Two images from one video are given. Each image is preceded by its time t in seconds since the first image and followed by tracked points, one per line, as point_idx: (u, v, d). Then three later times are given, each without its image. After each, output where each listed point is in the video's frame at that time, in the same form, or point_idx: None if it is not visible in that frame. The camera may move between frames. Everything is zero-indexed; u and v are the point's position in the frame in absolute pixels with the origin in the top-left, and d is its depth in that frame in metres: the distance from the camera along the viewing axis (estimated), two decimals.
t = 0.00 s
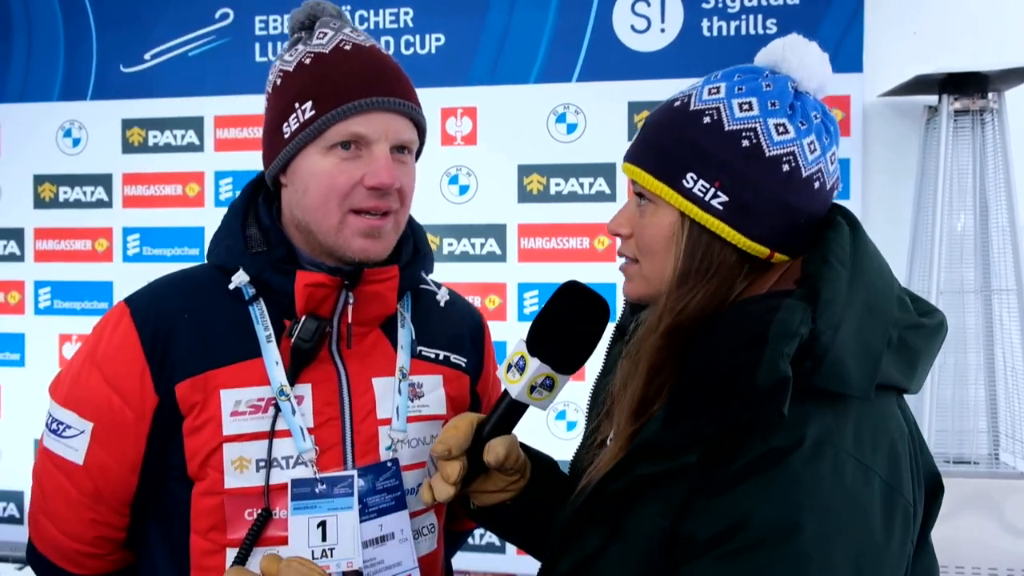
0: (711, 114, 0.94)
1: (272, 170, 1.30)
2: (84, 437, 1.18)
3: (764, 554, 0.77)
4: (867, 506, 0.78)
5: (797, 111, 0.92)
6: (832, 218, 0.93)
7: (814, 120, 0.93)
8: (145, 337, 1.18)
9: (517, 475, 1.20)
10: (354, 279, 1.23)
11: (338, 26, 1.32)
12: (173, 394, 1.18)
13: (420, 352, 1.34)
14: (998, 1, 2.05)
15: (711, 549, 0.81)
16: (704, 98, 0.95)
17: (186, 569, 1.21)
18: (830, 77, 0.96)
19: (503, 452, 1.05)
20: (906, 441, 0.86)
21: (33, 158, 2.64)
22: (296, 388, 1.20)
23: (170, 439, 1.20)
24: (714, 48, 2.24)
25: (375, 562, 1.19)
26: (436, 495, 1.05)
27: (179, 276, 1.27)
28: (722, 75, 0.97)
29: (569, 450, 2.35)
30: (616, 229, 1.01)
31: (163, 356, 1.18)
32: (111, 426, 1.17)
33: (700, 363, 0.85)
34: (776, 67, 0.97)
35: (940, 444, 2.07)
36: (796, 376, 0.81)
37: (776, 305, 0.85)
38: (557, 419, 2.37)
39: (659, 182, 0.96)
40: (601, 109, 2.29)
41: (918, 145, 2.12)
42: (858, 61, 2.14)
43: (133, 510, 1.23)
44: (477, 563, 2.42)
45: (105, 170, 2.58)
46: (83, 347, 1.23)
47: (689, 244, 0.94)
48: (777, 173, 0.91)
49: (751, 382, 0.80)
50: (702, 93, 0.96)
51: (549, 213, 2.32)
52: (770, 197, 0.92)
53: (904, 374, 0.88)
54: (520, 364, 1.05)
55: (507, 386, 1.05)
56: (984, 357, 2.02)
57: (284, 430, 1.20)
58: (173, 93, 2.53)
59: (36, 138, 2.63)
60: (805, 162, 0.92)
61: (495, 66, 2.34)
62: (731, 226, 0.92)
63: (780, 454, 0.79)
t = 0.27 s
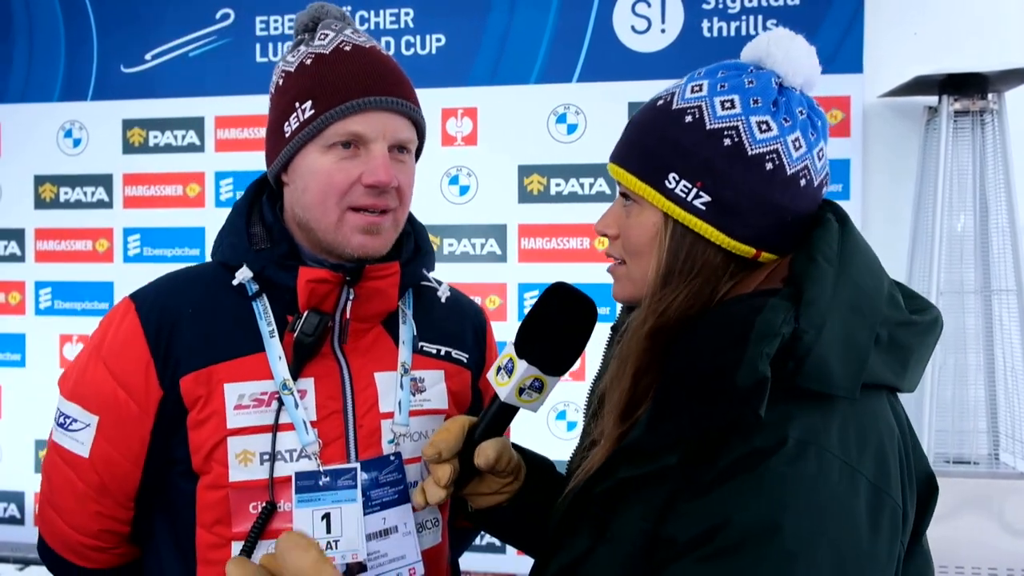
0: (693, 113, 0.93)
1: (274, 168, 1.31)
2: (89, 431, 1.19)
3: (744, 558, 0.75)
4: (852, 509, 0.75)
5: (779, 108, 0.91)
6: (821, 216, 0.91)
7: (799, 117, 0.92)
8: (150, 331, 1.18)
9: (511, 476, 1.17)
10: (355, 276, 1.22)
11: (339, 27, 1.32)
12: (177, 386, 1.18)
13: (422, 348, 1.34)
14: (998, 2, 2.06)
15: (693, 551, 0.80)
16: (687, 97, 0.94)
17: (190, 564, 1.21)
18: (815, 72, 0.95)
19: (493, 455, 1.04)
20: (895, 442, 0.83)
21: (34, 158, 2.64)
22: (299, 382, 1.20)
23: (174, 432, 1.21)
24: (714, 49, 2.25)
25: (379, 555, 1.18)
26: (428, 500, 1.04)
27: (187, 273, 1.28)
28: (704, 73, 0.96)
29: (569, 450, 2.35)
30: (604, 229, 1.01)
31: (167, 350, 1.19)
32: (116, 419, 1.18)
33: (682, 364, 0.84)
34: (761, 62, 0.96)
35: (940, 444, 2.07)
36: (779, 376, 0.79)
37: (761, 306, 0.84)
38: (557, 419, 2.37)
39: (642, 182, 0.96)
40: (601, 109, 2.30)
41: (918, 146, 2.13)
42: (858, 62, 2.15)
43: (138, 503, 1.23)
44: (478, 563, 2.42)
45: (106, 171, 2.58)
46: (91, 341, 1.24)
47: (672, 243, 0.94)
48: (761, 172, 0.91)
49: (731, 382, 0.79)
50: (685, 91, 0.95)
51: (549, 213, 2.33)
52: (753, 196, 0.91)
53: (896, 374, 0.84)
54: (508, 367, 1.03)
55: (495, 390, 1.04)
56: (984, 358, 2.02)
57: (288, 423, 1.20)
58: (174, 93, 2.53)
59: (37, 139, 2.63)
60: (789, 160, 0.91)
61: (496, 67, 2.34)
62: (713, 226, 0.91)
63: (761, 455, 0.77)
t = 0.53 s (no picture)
0: (697, 107, 0.93)
1: (265, 169, 1.30)
2: (79, 420, 1.19)
3: (732, 552, 0.74)
4: (843, 503, 0.74)
5: (784, 105, 0.91)
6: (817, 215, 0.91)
7: (803, 115, 0.92)
8: (142, 325, 1.18)
9: (503, 474, 1.17)
10: (350, 267, 1.23)
11: (329, 29, 1.32)
12: (170, 379, 1.18)
13: (418, 342, 1.33)
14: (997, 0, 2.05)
15: (682, 547, 0.79)
16: (692, 91, 0.94)
17: (185, 562, 1.20)
18: (820, 72, 0.95)
19: (484, 452, 1.00)
20: (888, 439, 0.82)
21: (33, 160, 2.64)
22: (294, 374, 1.20)
23: (166, 427, 1.20)
24: (713, 48, 2.25)
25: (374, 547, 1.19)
26: (420, 497, 0.99)
27: (183, 268, 1.27)
28: (710, 69, 0.96)
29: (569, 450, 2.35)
30: (604, 224, 1.01)
31: (158, 343, 1.18)
32: (105, 410, 1.17)
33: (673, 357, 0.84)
34: (766, 60, 0.96)
35: (940, 443, 2.06)
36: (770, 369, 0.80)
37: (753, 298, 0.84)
38: (557, 419, 2.36)
39: (643, 174, 0.96)
40: (600, 108, 2.30)
41: (917, 145, 2.13)
42: (857, 61, 2.15)
43: (126, 494, 1.23)
44: (477, 563, 2.41)
45: (105, 172, 2.58)
46: (84, 333, 1.23)
47: (672, 237, 0.94)
48: (764, 167, 0.91)
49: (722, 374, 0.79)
50: (691, 87, 0.95)
51: (548, 212, 2.33)
52: (756, 192, 0.91)
53: (889, 370, 0.84)
54: (500, 364, 1.02)
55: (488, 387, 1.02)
56: (984, 357, 2.02)
57: (283, 415, 1.20)
58: (174, 94, 2.53)
59: (37, 140, 2.63)
60: (793, 156, 0.91)
61: (495, 67, 2.35)
62: (714, 219, 0.91)
63: (753, 448, 0.77)
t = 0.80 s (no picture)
0: (701, 101, 0.94)
1: (262, 169, 1.30)
2: (79, 428, 1.19)
3: (727, 552, 0.73)
4: (838, 501, 0.74)
5: (786, 103, 0.91)
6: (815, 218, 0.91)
7: (805, 114, 0.92)
8: (140, 327, 1.18)
9: (498, 470, 1.18)
10: (346, 268, 1.23)
11: (325, 29, 1.32)
12: (166, 383, 1.18)
13: (413, 342, 1.34)
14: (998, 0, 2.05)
15: (676, 548, 0.77)
16: (696, 86, 0.95)
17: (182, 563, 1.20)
18: (826, 74, 0.96)
19: (478, 447, 1.00)
20: (885, 438, 0.82)
21: (34, 159, 2.64)
22: (291, 376, 1.21)
23: (164, 429, 1.20)
24: (714, 48, 2.24)
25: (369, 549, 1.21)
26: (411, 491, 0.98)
27: (180, 269, 1.27)
28: (716, 67, 0.96)
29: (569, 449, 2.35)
30: (602, 213, 1.01)
31: (157, 345, 1.19)
32: (105, 415, 1.18)
33: (667, 352, 0.84)
34: (772, 61, 0.97)
35: (940, 443, 2.06)
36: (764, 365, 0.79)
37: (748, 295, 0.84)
38: (558, 418, 2.37)
39: (643, 165, 0.96)
40: (600, 108, 2.30)
41: (918, 145, 2.12)
42: (858, 61, 2.14)
43: (127, 501, 1.23)
44: (477, 562, 2.41)
45: (105, 171, 2.58)
46: (81, 339, 1.23)
47: (667, 229, 0.94)
48: (762, 162, 0.91)
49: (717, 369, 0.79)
50: (695, 82, 0.96)
51: (548, 212, 2.33)
52: (754, 187, 0.91)
53: (885, 369, 0.84)
54: (496, 359, 1.02)
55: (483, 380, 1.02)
56: (985, 357, 2.02)
57: (279, 418, 1.21)
58: (174, 93, 2.53)
59: (37, 140, 2.64)
60: (792, 153, 0.91)
61: (495, 67, 2.34)
62: (709, 211, 0.91)
63: (748, 444, 0.77)
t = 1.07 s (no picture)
0: (691, 98, 0.94)
1: (264, 174, 1.29)
2: (74, 434, 1.19)
3: (732, 559, 0.74)
4: (843, 505, 0.74)
5: (777, 96, 0.91)
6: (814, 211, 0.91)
7: (797, 107, 0.92)
8: (136, 330, 1.19)
9: (497, 475, 1.17)
10: (345, 271, 1.24)
11: (327, 31, 1.33)
12: (165, 387, 1.19)
13: (410, 343, 1.34)
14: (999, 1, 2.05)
15: (682, 553, 0.78)
16: (686, 84, 0.96)
17: (182, 564, 1.21)
18: (816, 67, 0.95)
19: (477, 450, 1.02)
20: (892, 437, 0.81)
21: (35, 159, 2.65)
22: (290, 379, 1.21)
23: (163, 433, 1.21)
24: (715, 48, 2.24)
25: (371, 550, 1.21)
26: (411, 495, 1.02)
27: (175, 272, 1.27)
28: (705, 64, 0.97)
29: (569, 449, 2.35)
30: (597, 217, 1.01)
31: (154, 350, 1.19)
32: (101, 420, 1.18)
33: (667, 355, 0.84)
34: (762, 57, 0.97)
35: (941, 444, 2.05)
36: (764, 367, 0.79)
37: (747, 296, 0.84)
38: (558, 419, 2.36)
39: (637, 164, 0.97)
40: (601, 108, 2.30)
41: (919, 146, 2.12)
42: (858, 62, 2.14)
43: (126, 506, 1.23)
44: (477, 563, 2.41)
45: (107, 171, 2.58)
46: (75, 342, 1.23)
47: (663, 228, 0.94)
48: (755, 156, 0.91)
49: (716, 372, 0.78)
50: (685, 80, 0.96)
51: (549, 213, 2.33)
52: (747, 183, 0.91)
53: (891, 368, 0.83)
54: (494, 361, 1.03)
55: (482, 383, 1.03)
56: (986, 357, 2.01)
57: (278, 421, 1.20)
58: (176, 94, 2.53)
59: (38, 139, 2.64)
60: (785, 147, 0.91)
61: (496, 68, 2.35)
62: (703, 208, 0.91)
63: (750, 449, 0.77)
